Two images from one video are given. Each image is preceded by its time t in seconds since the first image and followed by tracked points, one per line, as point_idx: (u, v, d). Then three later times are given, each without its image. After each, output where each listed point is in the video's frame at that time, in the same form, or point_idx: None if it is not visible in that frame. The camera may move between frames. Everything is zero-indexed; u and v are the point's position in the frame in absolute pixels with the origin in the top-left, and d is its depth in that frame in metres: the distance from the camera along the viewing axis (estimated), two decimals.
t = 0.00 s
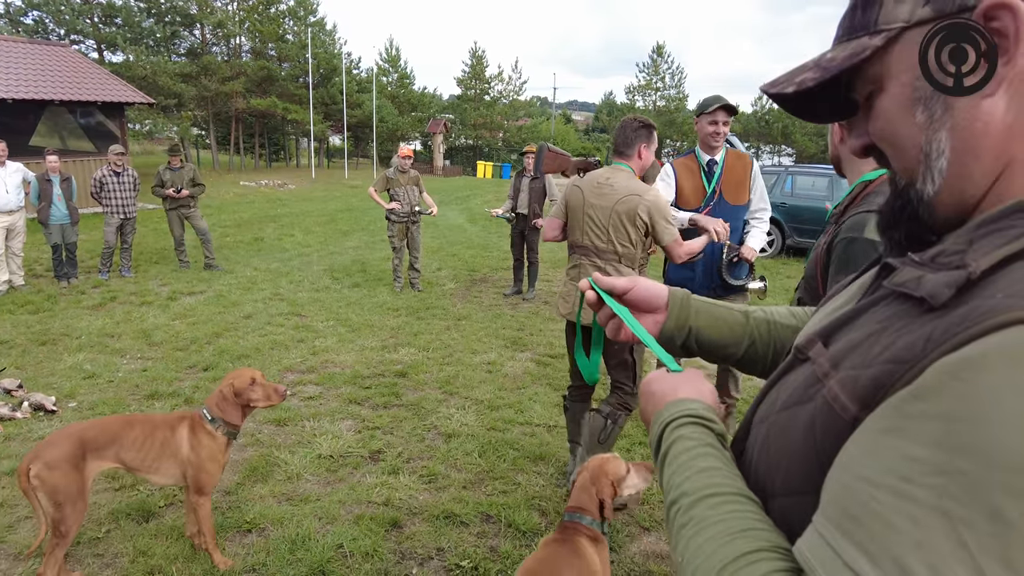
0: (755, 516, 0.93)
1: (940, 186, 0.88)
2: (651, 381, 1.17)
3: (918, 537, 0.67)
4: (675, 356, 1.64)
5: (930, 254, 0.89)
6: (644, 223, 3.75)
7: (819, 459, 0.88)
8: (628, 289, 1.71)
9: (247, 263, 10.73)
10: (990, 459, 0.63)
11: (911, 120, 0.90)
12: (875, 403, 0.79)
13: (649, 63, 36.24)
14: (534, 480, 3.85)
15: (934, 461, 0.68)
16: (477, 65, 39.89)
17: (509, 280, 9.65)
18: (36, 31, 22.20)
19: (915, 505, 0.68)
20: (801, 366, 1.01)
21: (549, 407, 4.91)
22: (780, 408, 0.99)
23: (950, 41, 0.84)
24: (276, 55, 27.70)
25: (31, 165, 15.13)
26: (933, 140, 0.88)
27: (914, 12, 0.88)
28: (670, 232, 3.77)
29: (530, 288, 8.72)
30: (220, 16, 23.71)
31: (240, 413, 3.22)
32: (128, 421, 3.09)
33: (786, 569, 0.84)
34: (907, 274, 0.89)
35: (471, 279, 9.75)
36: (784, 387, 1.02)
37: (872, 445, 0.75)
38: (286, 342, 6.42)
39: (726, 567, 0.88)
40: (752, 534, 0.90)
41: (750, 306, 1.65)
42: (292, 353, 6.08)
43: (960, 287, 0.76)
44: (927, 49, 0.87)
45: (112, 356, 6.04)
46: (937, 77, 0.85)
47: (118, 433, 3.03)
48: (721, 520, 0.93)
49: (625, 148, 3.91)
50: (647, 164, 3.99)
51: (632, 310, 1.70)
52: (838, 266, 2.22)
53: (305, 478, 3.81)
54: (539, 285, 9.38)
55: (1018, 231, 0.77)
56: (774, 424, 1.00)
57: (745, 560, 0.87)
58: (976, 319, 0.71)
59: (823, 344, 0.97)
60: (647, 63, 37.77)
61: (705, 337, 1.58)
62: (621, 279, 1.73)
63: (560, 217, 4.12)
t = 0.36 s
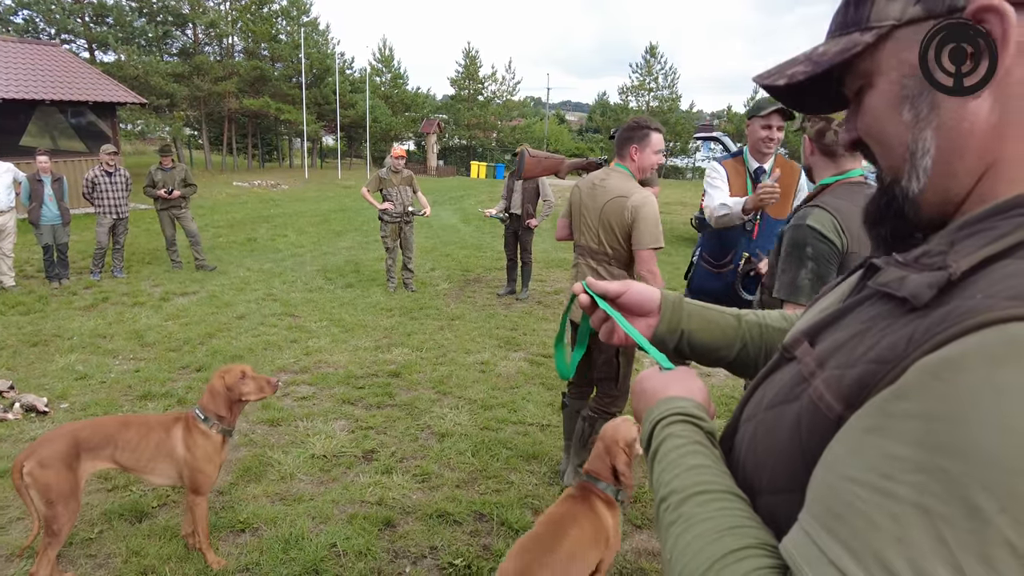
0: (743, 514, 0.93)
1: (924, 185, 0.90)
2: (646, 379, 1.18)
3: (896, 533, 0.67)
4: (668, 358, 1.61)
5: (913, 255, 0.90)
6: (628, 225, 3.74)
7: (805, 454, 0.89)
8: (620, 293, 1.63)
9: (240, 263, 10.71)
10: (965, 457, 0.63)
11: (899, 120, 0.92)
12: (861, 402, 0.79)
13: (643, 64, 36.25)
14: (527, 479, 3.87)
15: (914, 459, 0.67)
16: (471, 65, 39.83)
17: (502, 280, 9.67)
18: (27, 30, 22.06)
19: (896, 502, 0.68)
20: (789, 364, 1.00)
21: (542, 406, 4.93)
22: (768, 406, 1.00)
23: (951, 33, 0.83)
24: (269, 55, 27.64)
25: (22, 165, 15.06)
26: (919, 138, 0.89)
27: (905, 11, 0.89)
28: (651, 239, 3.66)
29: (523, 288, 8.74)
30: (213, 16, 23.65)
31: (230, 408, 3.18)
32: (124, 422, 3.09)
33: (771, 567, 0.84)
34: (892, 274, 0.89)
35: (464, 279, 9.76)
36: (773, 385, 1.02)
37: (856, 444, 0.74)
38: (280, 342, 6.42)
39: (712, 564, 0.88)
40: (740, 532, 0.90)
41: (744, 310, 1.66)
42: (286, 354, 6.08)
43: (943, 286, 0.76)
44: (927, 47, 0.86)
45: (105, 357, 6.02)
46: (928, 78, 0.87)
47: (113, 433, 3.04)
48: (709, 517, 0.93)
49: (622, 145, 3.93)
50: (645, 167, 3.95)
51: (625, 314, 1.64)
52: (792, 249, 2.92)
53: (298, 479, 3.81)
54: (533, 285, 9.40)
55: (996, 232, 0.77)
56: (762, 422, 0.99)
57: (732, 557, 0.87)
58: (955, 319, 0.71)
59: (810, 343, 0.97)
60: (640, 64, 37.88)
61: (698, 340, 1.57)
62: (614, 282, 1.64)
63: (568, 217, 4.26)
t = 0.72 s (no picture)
0: (734, 517, 0.92)
1: (902, 148, 0.90)
2: (635, 387, 1.15)
3: (888, 524, 0.67)
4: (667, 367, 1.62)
5: (897, 252, 0.91)
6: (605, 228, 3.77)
7: (793, 445, 0.89)
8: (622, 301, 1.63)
9: (235, 263, 10.71)
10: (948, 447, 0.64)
11: (895, 84, 0.91)
12: (846, 396, 0.80)
13: (637, 64, 36.30)
14: (522, 478, 3.88)
15: (902, 452, 0.67)
16: (465, 65, 39.81)
17: (498, 280, 9.68)
18: (19, 30, 21.93)
19: (887, 495, 0.67)
20: (777, 358, 1.02)
21: (537, 405, 4.95)
22: (759, 399, 1.00)
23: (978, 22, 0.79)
24: (264, 56, 27.60)
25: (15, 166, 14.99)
26: (906, 107, 0.89)
27: None
28: (623, 242, 3.64)
29: (519, 287, 8.76)
30: (207, 16, 23.58)
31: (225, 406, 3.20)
32: (120, 423, 3.10)
33: (764, 565, 0.83)
34: (874, 270, 0.90)
35: (459, 279, 9.78)
36: (761, 378, 1.03)
37: (842, 437, 0.74)
38: (275, 343, 6.42)
39: (709, 565, 0.87)
40: (733, 534, 0.89)
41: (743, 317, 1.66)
42: (281, 354, 6.09)
43: (922, 281, 0.78)
44: (928, 45, 0.85)
45: (99, 358, 6.01)
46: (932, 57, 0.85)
47: (109, 434, 3.05)
48: (701, 519, 0.92)
49: (619, 145, 3.95)
50: (640, 170, 3.93)
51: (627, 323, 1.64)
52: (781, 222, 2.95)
53: (294, 478, 3.82)
54: (528, 284, 9.42)
55: (975, 228, 0.78)
56: (749, 417, 1.01)
57: (727, 558, 0.86)
58: (936, 313, 0.72)
59: (796, 338, 0.98)
60: (635, 64, 37.98)
61: (700, 349, 1.58)
62: (615, 292, 1.60)
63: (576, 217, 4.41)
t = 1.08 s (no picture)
0: (730, 521, 0.92)
1: (883, 140, 0.92)
2: (632, 397, 1.16)
3: (878, 522, 0.68)
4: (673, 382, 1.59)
5: (876, 255, 0.93)
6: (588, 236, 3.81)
7: (783, 444, 0.91)
8: (623, 318, 1.61)
9: (230, 264, 10.70)
10: (930, 443, 0.65)
11: (882, 78, 0.92)
12: (831, 396, 0.82)
13: (631, 65, 36.34)
14: (517, 477, 3.90)
15: (888, 451, 0.69)
16: (460, 65, 39.77)
17: (493, 280, 9.70)
18: (11, 30, 21.78)
19: (874, 493, 0.69)
20: (761, 362, 1.04)
21: (533, 405, 4.97)
22: (749, 399, 1.01)
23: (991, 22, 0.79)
24: (258, 56, 27.52)
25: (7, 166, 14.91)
26: (891, 101, 0.90)
27: None
28: (602, 251, 3.67)
29: (513, 288, 8.78)
30: (201, 16, 23.51)
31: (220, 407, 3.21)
32: (115, 424, 3.10)
33: (762, 566, 0.82)
34: (854, 273, 0.92)
35: (454, 279, 9.80)
36: (747, 382, 1.05)
37: (828, 438, 0.75)
38: (269, 343, 6.42)
39: (708, 568, 0.86)
40: (732, 536, 0.89)
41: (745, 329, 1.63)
42: (276, 355, 6.09)
43: (898, 284, 0.80)
44: (926, 45, 0.85)
45: (94, 359, 6.00)
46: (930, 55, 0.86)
47: (103, 435, 3.04)
48: (698, 525, 0.92)
49: (610, 148, 3.94)
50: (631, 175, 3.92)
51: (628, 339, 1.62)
52: (789, 235, 2.92)
53: (290, 478, 3.83)
54: (523, 284, 9.44)
55: (947, 231, 0.80)
56: (737, 419, 1.02)
57: (726, 560, 0.85)
58: (914, 314, 0.74)
59: (780, 342, 1.00)
60: (630, 64, 38.07)
61: (704, 361, 1.55)
62: (618, 308, 1.62)
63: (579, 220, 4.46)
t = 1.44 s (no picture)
0: (708, 515, 0.96)
1: (850, 156, 0.96)
2: (616, 399, 1.20)
3: (840, 508, 0.72)
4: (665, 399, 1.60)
5: (839, 257, 0.96)
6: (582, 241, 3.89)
7: (756, 442, 0.95)
8: (610, 336, 1.65)
9: (225, 265, 10.71)
10: (885, 432, 0.70)
11: (841, 98, 0.95)
12: (796, 392, 0.86)
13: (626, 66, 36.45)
14: (511, 477, 3.93)
15: (847, 441, 0.73)
16: (455, 66, 39.78)
17: (487, 281, 9.73)
18: (4, 31, 21.65)
19: (836, 481, 0.73)
20: (736, 364, 1.07)
21: (526, 405, 5.00)
22: (723, 400, 1.05)
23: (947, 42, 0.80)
24: (253, 57, 27.48)
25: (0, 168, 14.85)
26: (851, 119, 0.94)
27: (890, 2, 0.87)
28: (590, 257, 3.76)
29: (508, 288, 8.82)
30: (196, 17, 23.44)
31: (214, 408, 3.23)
32: (110, 424, 3.12)
33: (736, 558, 0.86)
34: (818, 275, 0.96)
35: (449, 280, 9.82)
36: (723, 383, 1.08)
37: (796, 432, 0.79)
38: (264, 345, 6.44)
39: (685, 561, 0.90)
40: (708, 530, 0.92)
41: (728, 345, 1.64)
42: (271, 356, 6.11)
43: (856, 282, 0.84)
44: (928, 40, 0.83)
45: (88, 361, 6.01)
46: (890, 78, 0.88)
47: (98, 437, 3.07)
48: (676, 520, 0.96)
49: (611, 151, 3.91)
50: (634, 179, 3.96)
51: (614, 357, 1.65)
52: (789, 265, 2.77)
53: (285, 479, 3.85)
54: (517, 285, 9.48)
55: (899, 234, 0.84)
56: (714, 419, 1.06)
57: (703, 554, 0.89)
58: (868, 312, 0.78)
59: (753, 345, 1.04)
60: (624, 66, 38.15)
61: (689, 374, 1.54)
62: (603, 329, 1.66)
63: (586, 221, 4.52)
